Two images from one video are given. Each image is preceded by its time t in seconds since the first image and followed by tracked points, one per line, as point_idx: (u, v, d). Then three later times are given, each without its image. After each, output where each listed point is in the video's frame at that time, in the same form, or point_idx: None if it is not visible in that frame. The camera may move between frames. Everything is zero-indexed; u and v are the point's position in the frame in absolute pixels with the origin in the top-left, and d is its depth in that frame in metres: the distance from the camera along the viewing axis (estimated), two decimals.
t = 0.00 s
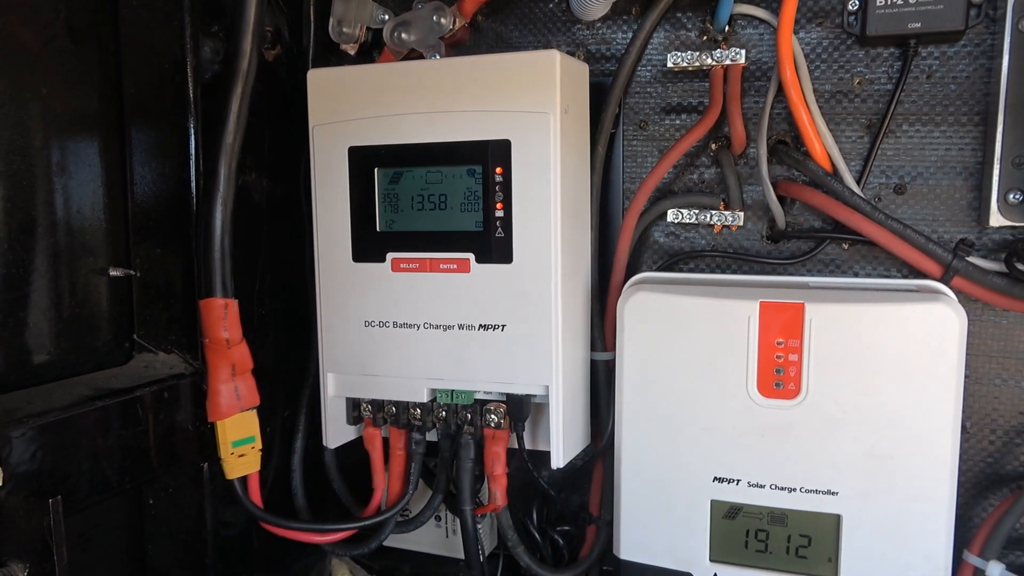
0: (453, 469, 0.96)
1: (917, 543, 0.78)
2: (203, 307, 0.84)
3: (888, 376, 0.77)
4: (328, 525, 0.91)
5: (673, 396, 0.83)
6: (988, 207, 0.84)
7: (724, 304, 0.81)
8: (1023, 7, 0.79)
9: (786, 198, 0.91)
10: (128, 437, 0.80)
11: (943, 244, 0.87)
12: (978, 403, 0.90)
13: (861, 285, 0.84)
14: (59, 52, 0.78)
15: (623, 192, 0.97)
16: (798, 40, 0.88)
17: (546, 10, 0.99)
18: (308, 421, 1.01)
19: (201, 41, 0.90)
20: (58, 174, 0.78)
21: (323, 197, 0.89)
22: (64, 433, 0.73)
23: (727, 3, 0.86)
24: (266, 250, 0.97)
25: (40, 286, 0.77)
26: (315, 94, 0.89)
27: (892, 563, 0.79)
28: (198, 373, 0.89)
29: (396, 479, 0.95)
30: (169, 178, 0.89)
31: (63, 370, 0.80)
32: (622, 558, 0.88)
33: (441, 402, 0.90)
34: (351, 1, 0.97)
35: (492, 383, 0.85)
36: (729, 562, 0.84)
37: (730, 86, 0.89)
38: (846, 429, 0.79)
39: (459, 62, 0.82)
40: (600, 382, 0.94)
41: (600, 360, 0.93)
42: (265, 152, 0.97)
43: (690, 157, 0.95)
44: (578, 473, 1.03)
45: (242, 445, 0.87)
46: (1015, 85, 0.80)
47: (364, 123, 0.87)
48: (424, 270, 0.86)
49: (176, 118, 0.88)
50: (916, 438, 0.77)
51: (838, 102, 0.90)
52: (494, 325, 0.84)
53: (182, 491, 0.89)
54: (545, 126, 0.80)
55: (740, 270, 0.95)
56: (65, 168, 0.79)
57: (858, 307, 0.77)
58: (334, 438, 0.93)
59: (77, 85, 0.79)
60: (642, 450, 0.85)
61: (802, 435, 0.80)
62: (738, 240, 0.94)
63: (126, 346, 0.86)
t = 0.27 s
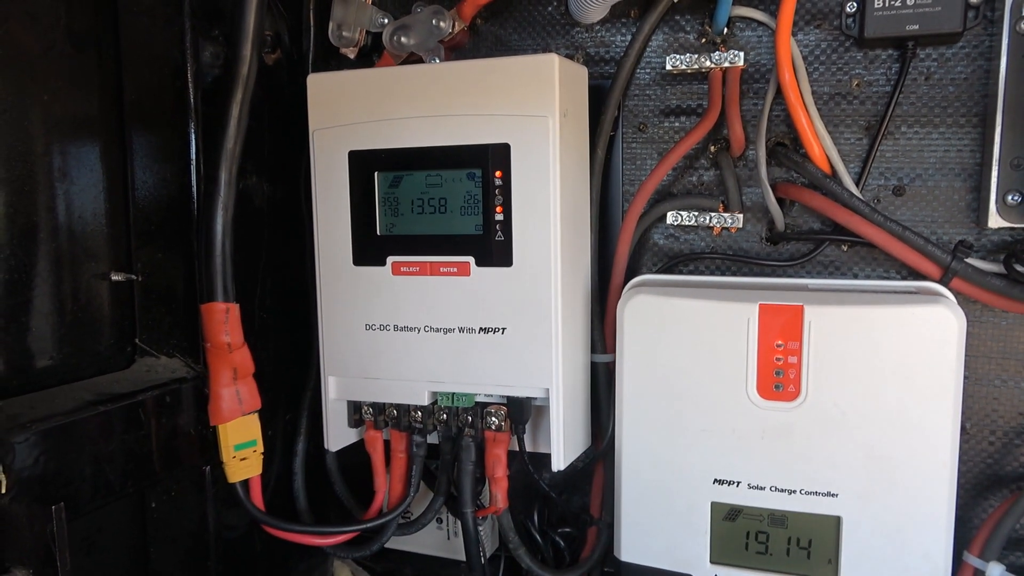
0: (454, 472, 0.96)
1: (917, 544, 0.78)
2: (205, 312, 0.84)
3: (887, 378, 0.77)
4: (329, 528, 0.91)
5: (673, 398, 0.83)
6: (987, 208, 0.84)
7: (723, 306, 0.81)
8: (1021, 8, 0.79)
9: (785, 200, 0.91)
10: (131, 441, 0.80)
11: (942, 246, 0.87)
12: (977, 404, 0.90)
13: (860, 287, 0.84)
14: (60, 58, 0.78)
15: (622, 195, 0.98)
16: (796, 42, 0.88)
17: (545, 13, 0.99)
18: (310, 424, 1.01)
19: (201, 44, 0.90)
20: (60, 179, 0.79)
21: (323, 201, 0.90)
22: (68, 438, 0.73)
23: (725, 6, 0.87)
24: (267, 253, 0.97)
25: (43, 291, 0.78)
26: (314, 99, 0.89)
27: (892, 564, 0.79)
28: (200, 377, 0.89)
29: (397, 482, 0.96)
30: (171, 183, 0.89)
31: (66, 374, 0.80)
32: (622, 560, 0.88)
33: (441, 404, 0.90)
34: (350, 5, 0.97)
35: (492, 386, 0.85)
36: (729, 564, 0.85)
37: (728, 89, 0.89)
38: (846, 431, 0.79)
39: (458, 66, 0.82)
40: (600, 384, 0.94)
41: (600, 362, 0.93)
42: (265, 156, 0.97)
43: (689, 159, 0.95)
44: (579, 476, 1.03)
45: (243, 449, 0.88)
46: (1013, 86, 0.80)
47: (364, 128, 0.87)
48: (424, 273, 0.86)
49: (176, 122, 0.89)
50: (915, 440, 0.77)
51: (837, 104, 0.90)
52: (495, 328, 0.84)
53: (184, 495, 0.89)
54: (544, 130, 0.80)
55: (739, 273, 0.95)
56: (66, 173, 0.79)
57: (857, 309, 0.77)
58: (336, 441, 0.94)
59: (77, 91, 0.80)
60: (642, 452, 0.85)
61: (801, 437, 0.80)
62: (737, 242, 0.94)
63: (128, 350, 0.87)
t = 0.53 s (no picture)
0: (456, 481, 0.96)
1: (918, 560, 0.78)
2: (207, 320, 0.84)
3: (890, 394, 0.77)
4: (330, 537, 0.91)
5: (675, 411, 0.84)
6: (990, 224, 0.84)
7: (727, 320, 0.81)
8: None
9: (789, 214, 0.91)
10: (133, 450, 0.80)
11: (945, 261, 0.87)
12: (979, 419, 0.90)
13: (863, 302, 0.84)
14: (65, 66, 0.78)
15: (626, 206, 0.98)
16: (801, 56, 0.89)
17: (550, 24, 0.99)
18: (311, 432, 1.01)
19: (204, 51, 0.89)
20: (63, 187, 0.79)
21: (327, 210, 0.90)
22: (69, 447, 0.73)
23: (730, 19, 0.87)
24: (270, 261, 0.97)
25: (46, 299, 0.78)
26: (319, 108, 0.89)
27: None
28: (202, 385, 0.89)
29: (398, 491, 0.96)
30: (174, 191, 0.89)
31: (68, 382, 0.80)
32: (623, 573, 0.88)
33: (444, 414, 0.90)
34: (355, 13, 0.97)
35: (495, 397, 0.85)
36: None
37: (733, 102, 0.89)
38: (848, 446, 0.79)
39: (464, 77, 0.82)
40: (602, 395, 0.94)
41: (602, 373, 0.93)
42: (269, 164, 0.97)
43: (693, 171, 0.95)
44: (580, 486, 1.03)
45: (245, 458, 0.88)
46: (1017, 103, 0.81)
47: (369, 138, 0.87)
48: (428, 284, 0.86)
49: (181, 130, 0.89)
50: (918, 455, 0.77)
51: (841, 118, 0.90)
52: (498, 340, 0.84)
53: (185, 503, 0.89)
54: (549, 142, 0.80)
55: (742, 285, 0.95)
56: (70, 180, 0.79)
57: (861, 324, 0.77)
58: (337, 450, 0.94)
59: (82, 98, 0.80)
60: (644, 464, 0.85)
61: (804, 452, 0.80)
62: (741, 255, 0.94)
63: (131, 357, 0.87)
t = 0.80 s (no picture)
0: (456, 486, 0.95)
1: (924, 569, 0.77)
2: (208, 322, 0.83)
3: (896, 401, 0.77)
4: (330, 542, 0.90)
5: (679, 417, 0.83)
6: (998, 231, 0.83)
7: (731, 325, 0.80)
8: None
9: (794, 219, 0.90)
10: (131, 453, 0.79)
11: (952, 267, 0.87)
12: (986, 427, 0.89)
13: (869, 308, 0.83)
14: (67, 65, 0.77)
15: (630, 210, 0.97)
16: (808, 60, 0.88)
17: (555, 26, 0.99)
18: (311, 435, 1.00)
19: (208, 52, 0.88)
20: (64, 187, 0.78)
21: (329, 212, 0.89)
22: (67, 450, 0.72)
23: (737, 23, 0.86)
24: (271, 263, 0.97)
25: (45, 299, 0.77)
26: (322, 109, 0.88)
27: None
28: (202, 387, 0.88)
29: (398, 495, 0.95)
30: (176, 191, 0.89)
31: (66, 383, 0.79)
32: None
33: (446, 420, 0.89)
34: (360, 14, 0.97)
35: (497, 402, 0.84)
36: None
37: (739, 106, 0.88)
38: (854, 454, 0.78)
39: (469, 79, 0.82)
40: (605, 400, 0.93)
41: (605, 378, 0.92)
42: (271, 165, 0.97)
43: (698, 176, 0.94)
44: (582, 491, 1.03)
45: (244, 461, 0.87)
46: None
47: (372, 139, 0.86)
48: (430, 287, 0.85)
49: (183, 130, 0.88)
50: (924, 463, 0.76)
51: (847, 123, 0.89)
52: (500, 344, 0.83)
53: (184, 506, 0.88)
54: (554, 145, 0.79)
55: (747, 290, 0.94)
56: (71, 180, 0.78)
57: (867, 331, 0.77)
58: (338, 454, 0.93)
59: (84, 98, 0.79)
60: (648, 470, 0.84)
61: (809, 459, 0.79)
62: (745, 260, 0.93)
63: (130, 359, 0.86)
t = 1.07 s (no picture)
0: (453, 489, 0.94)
1: (926, 572, 0.76)
2: (201, 324, 0.82)
3: (897, 402, 0.76)
4: (325, 545, 0.89)
5: (678, 418, 0.82)
6: (1000, 230, 0.82)
7: (730, 326, 0.79)
8: None
9: (793, 218, 0.90)
10: (123, 456, 0.78)
11: (953, 267, 0.86)
12: (988, 428, 0.88)
13: (870, 308, 0.82)
14: (59, 64, 0.77)
15: (628, 210, 0.96)
16: (806, 58, 0.87)
17: (552, 25, 0.98)
18: (307, 437, 0.99)
19: (202, 52, 0.88)
20: (56, 187, 0.77)
21: (324, 212, 0.88)
22: (57, 453, 0.71)
23: (735, 21, 0.85)
24: (266, 264, 0.96)
25: (37, 300, 0.76)
26: (317, 108, 0.88)
27: None
28: (196, 390, 0.88)
29: (394, 498, 0.94)
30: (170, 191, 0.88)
31: (58, 386, 0.79)
32: None
33: (441, 421, 0.88)
34: (355, 13, 0.96)
35: (493, 404, 0.83)
36: None
37: (737, 104, 0.88)
38: (854, 456, 0.77)
39: (464, 78, 0.81)
40: (603, 402, 0.92)
41: (603, 380, 0.91)
42: (267, 166, 0.96)
43: (696, 175, 0.93)
44: (580, 494, 1.02)
45: (239, 464, 0.86)
46: None
47: (367, 139, 0.85)
48: (426, 287, 0.85)
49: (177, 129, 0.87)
50: (925, 466, 0.76)
51: (847, 121, 0.88)
52: (497, 345, 0.82)
53: (177, 509, 0.87)
54: (550, 144, 0.78)
55: (746, 291, 0.93)
56: (63, 180, 0.78)
57: (868, 331, 0.76)
58: (333, 457, 0.92)
59: (77, 97, 0.78)
60: (646, 473, 0.84)
61: (808, 461, 0.78)
62: (744, 260, 0.93)
63: (123, 361, 0.85)
